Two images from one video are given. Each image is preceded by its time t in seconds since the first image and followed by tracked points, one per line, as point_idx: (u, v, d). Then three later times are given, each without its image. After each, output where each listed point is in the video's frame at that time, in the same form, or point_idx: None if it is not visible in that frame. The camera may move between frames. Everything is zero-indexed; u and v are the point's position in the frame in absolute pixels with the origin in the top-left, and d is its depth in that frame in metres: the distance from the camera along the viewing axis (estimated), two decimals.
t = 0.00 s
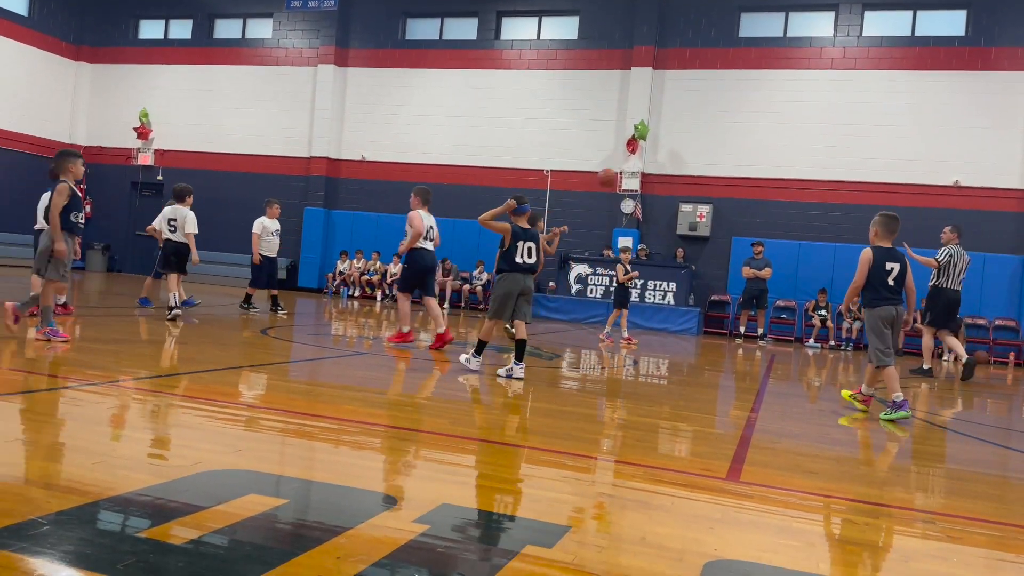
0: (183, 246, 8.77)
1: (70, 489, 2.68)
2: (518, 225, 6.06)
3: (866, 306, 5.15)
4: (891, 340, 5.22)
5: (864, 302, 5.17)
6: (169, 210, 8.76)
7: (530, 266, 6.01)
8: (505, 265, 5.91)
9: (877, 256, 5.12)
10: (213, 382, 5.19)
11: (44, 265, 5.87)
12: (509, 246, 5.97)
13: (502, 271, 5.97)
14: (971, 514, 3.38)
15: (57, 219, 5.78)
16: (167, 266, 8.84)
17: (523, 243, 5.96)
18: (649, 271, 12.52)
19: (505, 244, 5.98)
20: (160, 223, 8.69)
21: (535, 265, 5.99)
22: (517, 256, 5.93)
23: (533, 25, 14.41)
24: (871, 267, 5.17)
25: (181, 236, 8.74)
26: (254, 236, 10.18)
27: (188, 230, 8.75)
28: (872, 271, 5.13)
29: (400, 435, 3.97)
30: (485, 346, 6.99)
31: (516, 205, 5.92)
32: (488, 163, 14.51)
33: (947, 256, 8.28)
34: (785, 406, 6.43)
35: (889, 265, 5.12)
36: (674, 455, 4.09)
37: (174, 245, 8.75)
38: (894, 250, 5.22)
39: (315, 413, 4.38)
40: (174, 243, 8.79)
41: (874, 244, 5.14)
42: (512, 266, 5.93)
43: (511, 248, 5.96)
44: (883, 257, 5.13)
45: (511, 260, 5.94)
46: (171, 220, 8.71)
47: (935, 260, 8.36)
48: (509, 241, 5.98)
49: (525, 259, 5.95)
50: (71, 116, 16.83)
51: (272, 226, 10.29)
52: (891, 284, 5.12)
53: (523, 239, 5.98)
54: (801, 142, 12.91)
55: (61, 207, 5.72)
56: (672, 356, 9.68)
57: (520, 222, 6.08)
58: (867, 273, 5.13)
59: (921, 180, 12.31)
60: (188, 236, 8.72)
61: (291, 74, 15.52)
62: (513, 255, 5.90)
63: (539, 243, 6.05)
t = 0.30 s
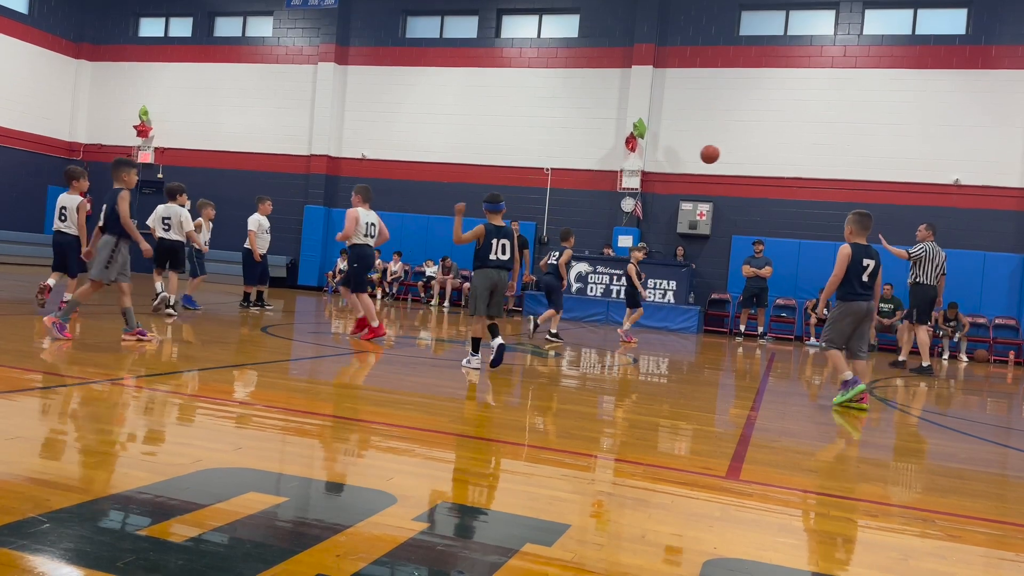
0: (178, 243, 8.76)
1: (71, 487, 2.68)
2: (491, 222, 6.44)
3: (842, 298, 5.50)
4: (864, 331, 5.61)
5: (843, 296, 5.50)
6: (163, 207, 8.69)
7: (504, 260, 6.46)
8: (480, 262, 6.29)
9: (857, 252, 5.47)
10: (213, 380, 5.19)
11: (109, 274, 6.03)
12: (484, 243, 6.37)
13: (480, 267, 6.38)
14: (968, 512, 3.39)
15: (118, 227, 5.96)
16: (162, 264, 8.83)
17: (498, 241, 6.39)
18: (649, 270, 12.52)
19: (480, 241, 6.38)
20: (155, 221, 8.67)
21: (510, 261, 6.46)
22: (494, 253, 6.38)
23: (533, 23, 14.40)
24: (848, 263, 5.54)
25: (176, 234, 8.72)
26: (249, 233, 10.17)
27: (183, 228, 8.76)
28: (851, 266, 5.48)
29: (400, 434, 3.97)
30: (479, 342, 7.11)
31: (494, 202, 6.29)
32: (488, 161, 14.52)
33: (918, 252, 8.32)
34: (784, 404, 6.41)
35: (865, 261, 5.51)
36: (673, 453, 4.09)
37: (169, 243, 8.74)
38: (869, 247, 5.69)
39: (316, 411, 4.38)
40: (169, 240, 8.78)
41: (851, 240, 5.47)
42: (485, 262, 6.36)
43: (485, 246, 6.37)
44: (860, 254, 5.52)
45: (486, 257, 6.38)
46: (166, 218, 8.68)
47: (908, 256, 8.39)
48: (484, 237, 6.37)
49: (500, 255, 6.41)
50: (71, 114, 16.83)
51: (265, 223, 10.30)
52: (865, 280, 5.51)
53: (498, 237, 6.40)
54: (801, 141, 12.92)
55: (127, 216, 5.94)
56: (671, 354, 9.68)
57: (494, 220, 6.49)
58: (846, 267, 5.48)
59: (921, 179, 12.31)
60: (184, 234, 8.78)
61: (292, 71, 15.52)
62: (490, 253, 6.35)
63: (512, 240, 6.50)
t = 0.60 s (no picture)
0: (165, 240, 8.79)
1: (71, 485, 2.69)
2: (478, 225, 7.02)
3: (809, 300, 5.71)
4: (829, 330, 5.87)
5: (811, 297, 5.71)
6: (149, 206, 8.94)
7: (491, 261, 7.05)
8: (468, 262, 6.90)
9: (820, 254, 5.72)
10: (213, 378, 5.19)
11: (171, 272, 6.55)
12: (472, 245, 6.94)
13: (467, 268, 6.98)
14: (967, 511, 3.40)
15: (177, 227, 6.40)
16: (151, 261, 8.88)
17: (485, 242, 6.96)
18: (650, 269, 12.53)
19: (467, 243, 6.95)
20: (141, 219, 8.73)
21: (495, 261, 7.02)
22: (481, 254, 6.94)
23: (534, 22, 14.40)
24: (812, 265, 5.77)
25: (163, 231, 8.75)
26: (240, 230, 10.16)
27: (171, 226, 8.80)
28: (816, 268, 5.70)
29: (401, 433, 3.97)
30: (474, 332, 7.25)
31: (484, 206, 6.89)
32: (489, 159, 14.53)
33: (895, 252, 8.39)
34: (785, 404, 6.40)
35: (828, 262, 5.74)
36: (674, 452, 4.09)
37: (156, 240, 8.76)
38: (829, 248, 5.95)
39: (317, 410, 4.39)
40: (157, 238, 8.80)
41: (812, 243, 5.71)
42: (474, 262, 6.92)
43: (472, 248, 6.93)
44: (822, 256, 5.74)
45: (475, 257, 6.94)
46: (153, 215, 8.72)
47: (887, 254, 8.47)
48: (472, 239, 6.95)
49: (487, 256, 6.96)
50: (72, 113, 16.83)
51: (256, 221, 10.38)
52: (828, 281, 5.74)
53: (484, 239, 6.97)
54: (802, 140, 12.92)
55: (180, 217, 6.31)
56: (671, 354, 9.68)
57: (482, 223, 7.04)
58: (812, 271, 5.68)
59: (922, 179, 12.30)
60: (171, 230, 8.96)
61: (293, 70, 15.52)
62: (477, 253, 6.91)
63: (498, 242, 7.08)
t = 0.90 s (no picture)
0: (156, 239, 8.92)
1: (72, 483, 2.69)
2: (474, 224, 7.16)
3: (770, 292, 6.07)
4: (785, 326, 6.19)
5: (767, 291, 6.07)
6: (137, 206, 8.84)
7: (484, 259, 7.09)
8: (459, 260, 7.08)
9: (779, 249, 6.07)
10: (216, 377, 5.21)
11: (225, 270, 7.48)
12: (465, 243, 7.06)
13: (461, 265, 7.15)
14: (969, 511, 3.40)
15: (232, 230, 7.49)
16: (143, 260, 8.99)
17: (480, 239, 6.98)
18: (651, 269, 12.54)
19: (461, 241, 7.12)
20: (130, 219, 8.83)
21: (488, 259, 7.05)
22: (474, 252, 7.04)
23: (536, 22, 14.39)
24: (774, 259, 6.13)
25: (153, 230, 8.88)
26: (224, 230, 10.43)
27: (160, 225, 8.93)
28: (776, 262, 6.06)
29: (403, 432, 3.97)
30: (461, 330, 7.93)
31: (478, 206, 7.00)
32: (490, 159, 14.53)
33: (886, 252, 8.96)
34: (787, 404, 6.38)
35: (789, 257, 6.10)
36: (676, 452, 4.10)
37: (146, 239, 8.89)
38: (791, 243, 6.29)
39: (319, 409, 4.39)
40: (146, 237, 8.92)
41: (773, 239, 6.07)
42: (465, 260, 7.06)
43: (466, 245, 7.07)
44: (783, 251, 6.10)
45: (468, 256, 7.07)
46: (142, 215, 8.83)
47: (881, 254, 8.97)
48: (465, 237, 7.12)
49: (479, 254, 7.04)
50: (73, 112, 16.85)
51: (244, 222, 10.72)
52: (789, 274, 6.09)
53: (479, 236, 7.09)
54: (803, 140, 12.92)
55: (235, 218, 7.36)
56: (673, 353, 9.68)
57: (479, 223, 7.18)
58: (772, 264, 6.06)
59: (923, 178, 12.30)
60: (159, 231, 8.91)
61: (294, 70, 15.53)
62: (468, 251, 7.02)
63: (493, 239, 7.06)
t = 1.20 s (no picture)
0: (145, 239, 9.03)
1: (74, 482, 2.70)
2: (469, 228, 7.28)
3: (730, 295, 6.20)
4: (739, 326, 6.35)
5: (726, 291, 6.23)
6: (130, 206, 9.01)
7: (479, 261, 7.19)
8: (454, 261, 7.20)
9: (739, 251, 6.27)
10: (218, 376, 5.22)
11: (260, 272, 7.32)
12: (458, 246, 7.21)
13: (455, 265, 7.25)
14: (971, 511, 3.39)
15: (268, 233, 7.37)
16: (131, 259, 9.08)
17: (470, 241, 7.18)
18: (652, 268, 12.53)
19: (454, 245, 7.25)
20: (123, 219, 8.97)
21: (481, 259, 7.16)
22: (466, 253, 7.16)
23: (538, 22, 14.40)
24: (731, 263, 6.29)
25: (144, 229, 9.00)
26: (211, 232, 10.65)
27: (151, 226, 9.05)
28: (733, 266, 6.21)
29: (403, 432, 3.97)
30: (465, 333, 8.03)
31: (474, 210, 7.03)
32: (491, 159, 14.54)
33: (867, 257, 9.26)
34: (788, 404, 6.37)
35: (745, 261, 6.24)
36: (676, 452, 4.09)
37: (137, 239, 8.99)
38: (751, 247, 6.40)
39: (320, 408, 4.39)
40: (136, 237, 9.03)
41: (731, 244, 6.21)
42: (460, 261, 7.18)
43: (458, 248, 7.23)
44: (740, 255, 6.25)
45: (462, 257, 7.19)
46: (134, 215, 8.96)
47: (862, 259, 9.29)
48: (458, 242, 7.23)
49: (473, 255, 7.16)
50: (76, 112, 16.86)
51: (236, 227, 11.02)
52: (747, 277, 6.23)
53: (469, 240, 7.22)
54: (805, 140, 12.92)
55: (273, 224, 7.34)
56: (673, 353, 9.67)
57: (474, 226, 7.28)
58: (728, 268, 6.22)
59: (925, 178, 12.29)
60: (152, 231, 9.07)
61: (296, 69, 15.55)
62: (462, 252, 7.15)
63: (486, 241, 7.19)
